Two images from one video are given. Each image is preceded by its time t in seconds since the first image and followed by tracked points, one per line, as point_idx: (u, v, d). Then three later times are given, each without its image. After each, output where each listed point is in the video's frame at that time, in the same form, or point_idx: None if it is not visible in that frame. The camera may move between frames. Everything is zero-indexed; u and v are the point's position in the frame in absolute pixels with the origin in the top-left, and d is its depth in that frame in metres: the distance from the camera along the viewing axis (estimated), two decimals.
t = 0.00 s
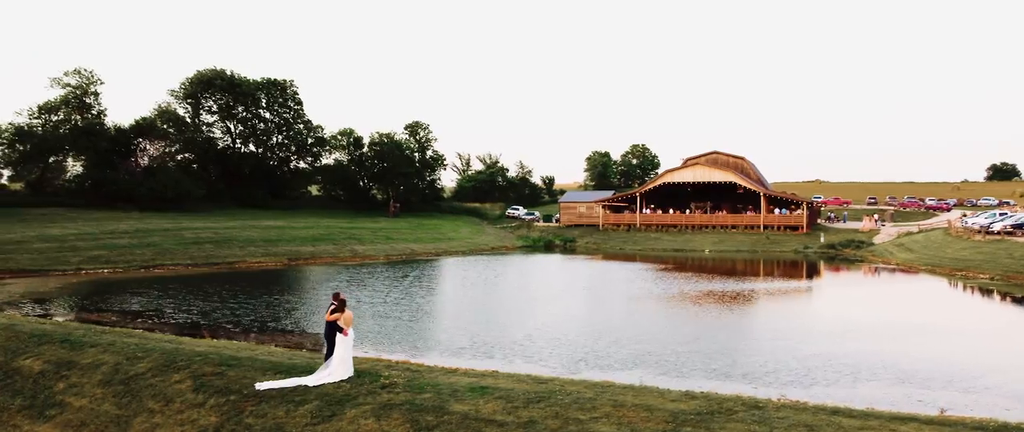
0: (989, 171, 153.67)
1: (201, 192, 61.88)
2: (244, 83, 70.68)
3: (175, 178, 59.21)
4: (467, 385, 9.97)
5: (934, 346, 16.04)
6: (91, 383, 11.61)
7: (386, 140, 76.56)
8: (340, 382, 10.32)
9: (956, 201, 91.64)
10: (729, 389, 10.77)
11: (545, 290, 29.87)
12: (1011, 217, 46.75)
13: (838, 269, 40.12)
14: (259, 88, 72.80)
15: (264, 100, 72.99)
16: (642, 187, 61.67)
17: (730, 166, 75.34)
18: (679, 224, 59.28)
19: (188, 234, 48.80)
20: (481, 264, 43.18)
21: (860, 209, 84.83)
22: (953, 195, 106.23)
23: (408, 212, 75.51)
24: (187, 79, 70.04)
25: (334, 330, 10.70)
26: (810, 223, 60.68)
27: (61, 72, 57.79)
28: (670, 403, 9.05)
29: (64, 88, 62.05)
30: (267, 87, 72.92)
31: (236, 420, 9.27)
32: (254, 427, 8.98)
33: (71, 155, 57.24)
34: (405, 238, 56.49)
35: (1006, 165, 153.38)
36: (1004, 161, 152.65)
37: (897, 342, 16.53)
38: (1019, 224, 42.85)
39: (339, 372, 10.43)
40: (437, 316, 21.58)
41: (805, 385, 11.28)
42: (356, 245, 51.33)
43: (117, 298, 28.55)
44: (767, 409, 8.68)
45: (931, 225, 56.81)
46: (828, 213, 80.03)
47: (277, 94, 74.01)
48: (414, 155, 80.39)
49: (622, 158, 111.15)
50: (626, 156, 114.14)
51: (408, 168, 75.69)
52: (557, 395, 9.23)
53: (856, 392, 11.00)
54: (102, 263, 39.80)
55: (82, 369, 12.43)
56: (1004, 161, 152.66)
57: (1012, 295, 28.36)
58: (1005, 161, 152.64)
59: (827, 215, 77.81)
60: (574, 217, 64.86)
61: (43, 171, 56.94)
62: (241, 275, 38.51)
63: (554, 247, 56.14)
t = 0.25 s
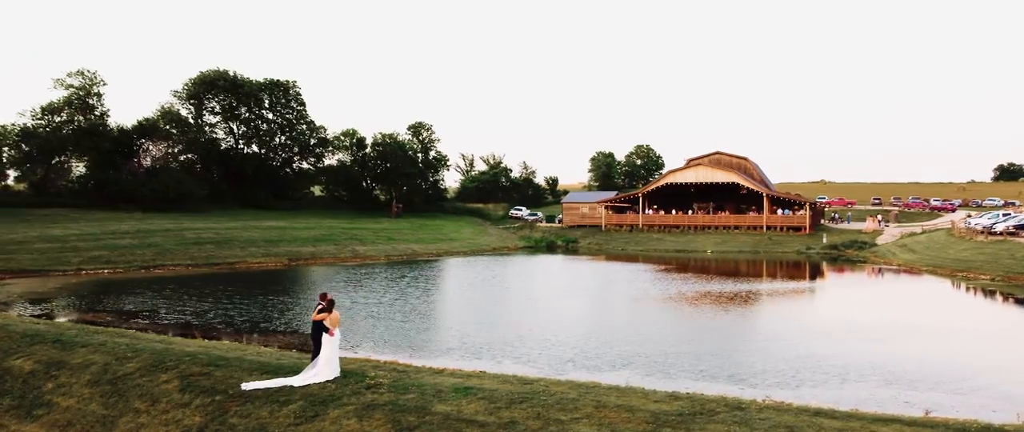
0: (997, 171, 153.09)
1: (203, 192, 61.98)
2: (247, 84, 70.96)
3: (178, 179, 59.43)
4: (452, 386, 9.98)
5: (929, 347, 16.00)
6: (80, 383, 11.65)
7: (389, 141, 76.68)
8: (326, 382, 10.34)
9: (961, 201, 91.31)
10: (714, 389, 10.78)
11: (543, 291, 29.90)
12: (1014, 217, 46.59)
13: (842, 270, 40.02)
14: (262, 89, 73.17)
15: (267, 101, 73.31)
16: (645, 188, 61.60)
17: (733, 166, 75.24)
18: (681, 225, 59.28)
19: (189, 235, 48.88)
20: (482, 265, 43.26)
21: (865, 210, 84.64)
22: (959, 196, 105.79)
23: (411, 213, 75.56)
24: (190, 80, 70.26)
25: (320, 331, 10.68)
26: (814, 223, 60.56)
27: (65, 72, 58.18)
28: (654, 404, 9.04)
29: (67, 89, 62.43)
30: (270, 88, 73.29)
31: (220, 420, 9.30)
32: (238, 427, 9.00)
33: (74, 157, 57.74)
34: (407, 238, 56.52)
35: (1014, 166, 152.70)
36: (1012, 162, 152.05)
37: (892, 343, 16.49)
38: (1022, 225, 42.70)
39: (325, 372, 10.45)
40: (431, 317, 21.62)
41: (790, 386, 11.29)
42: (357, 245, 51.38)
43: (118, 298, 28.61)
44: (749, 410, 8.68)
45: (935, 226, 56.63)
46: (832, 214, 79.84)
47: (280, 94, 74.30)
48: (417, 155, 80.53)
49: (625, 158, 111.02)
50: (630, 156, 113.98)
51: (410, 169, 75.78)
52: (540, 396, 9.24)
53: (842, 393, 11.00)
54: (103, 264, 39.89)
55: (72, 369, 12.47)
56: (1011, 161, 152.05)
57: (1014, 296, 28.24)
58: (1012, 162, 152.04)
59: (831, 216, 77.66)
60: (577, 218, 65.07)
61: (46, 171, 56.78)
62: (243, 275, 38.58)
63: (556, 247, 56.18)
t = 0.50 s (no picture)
0: (1002, 171, 152.72)
1: (205, 193, 62.06)
2: (248, 84, 71.07)
3: (179, 180, 59.54)
4: (438, 386, 9.99)
5: (925, 348, 15.98)
6: (69, 383, 11.67)
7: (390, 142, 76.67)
8: (313, 382, 10.37)
9: (965, 202, 91.12)
10: (701, 390, 10.81)
11: (541, 291, 29.94)
12: (1016, 218, 46.50)
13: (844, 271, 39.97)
14: (264, 89, 73.27)
15: (269, 102, 73.38)
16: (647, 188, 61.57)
17: (735, 167, 75.23)
18: (683, 225, 59.26)
19: (189, 235, 48.92)
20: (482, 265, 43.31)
21: (868, 210, 84.52)
22: (964, 196, 105.51)
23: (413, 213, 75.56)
24: (192, 81, 70.28)
25: (309, 330, 10.70)
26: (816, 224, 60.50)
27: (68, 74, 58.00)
28: (638, 404, 9.04)
29: (68, 90, 62.13)
30: (272, 88, 73.37)
31: (206, 420, 9.33)
32: (223, 427, 9.03)
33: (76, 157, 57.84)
34: (408, 239, 56.54)
35: (1019, 166, 152.32)
36: (1017, 163, 151.70)
37: (887, 344, 16.48)
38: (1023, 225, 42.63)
39: (312, 372, 10.48)
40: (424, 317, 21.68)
41: (778, 386, 11.32)
42: (357, 246, 51.40)
43: (117, 299, 28.66)
44: (733, 411, 8.68)
45: (937, 226, 56.54)
46: (835, 215, 79.72)
47: (282, 95, 74.44)
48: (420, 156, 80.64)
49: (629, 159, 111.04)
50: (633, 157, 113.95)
51: (412, 170, 75.85)
52: (525, 397, 9.27)
53: (829, 393, 11.02)
54: (102, 264, 39.93)
55: (62, 369, 12.49)
56: (1017, 162, 151.69)
57: (1015, 297, 28.14)
58: (1017, 163, 151.69)
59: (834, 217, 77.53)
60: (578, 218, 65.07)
61: (48, 172, 57.17)
62: (244, 276, 38.65)
63: (557, 248, 56.22)
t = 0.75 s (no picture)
0: (1009, 171, 152.27)
1: (208, 194, 62.21)
2: (251, 85, 71.30)
3: (182, 180, 59.67)
4: (423, 386, 10.02)
5: (919, 348, 15.95)
6: (59, 383, 11.72)
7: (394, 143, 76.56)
8: (300, 383, 10.40)
9: (970, 203, 90.82)
10: (686, 390, 10.83)
11: (540, 292, 29.96)
12: (1019, 219, 46.40)
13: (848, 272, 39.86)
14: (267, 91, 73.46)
15: (272, 103, 73.53)
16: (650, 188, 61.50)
17: (739, 168, 75.15)
18: (686, 226, 59.30)
19: (190, 236, 48.97)
20: (482, 266, 43.34)
21: (872, 211, 84.34)
22: (969, 197, 105.29)
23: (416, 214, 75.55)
24: (195, 82, 70.40)
25: (298, 329, 10.76)
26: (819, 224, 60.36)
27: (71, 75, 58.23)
28: (621, 405, 9.03)
29: (73, 91, 62.66)
30: (275, 90, 73.54)
31: (192, 420, 9.38)
32: (208, 427, 9.07)
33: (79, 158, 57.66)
34: (410, 240, 56.55)
35: None
36: None
37: (882, 345, 16.44)
38: None
39: (299, 373, 10.51)
40: (419, 317, 21.80)
41: (764, 387, 11.32)
42: (358, 246, 51.45)
43: (118, 299, 28.75)
44: (716, 412, 8.65)
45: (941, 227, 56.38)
46: (838, 215, 79.57)
47: (285, 96, 74.63)
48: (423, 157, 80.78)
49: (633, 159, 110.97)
50: (637, 157, 113.91)
51: (416, 171, 75.97)
52: (509, 397, 9.30)
53: (815, 394, 11.00)
54: (103, 265, 40.00)
55: (53, 369, 12.54)
56: None
57: (1018, 299, 28.00)
58: None
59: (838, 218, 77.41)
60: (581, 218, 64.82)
61: (51, 174, 56.57)
62: (246, 276, 38.76)
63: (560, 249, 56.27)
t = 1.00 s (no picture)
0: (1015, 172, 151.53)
1: (210, 194, 62.34)
2: (254, 86, 71.38)
3: (185, 180, 60.19)
4: (411, 386, 10.05)
5: (913, 349, 15.95)
6: (51, 383, 11.77)
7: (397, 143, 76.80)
8: (289, 382, 10.44)
9: (975, 203, 90.55)
10: (673, 390, 10.85)
11: (538, 292, 30.01)
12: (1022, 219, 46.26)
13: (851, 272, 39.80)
14: (270, 91, 73.57)
15: (275, 103, 73.57)
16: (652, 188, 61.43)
17: (742, 168, 75.04)
18: (688, 226, 59.39)
19: (192, 236, 49.03)
20: (483, 266, 43.40)
21: (876, 211, 84.15)
22: (974, 197, 104.95)
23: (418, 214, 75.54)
24: (198, 83, 70.50)
25: (289, 329, 10.75)
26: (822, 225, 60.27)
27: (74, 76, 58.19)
28: (607, 405, 9.04)
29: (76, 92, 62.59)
30: (278, 90, 73.60)
31: (180, 419, 9.42)
32: (195, 427, 9.11)
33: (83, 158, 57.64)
34: (411, 240, 56.55)
35: None
36: None
37: (878, 346, 16.42)
38: None
39: (288, 372, 10.54)
40: (416, 317, 21.86)
41: (753, 387, 11.33)
42: (359, 247, 51.49)
43: (119, 299, 28.86)
44: (701, 412, 8.65)
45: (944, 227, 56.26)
46: (842, 215, 79.41)
47: (288, 97, 74.67)
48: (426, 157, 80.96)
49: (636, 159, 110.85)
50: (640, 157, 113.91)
51: (419, 171, 76.35)
52: (495, 397, 9.34)
53: (803, 394, 11.01)
54: (104, 265, 40.09)
55: (46, 368, 12.60)
56: None
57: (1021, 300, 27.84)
58: None
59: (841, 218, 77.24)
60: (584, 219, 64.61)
61: (54, 174, 56.60)
62: (247, 276, 38.87)
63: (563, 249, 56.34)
